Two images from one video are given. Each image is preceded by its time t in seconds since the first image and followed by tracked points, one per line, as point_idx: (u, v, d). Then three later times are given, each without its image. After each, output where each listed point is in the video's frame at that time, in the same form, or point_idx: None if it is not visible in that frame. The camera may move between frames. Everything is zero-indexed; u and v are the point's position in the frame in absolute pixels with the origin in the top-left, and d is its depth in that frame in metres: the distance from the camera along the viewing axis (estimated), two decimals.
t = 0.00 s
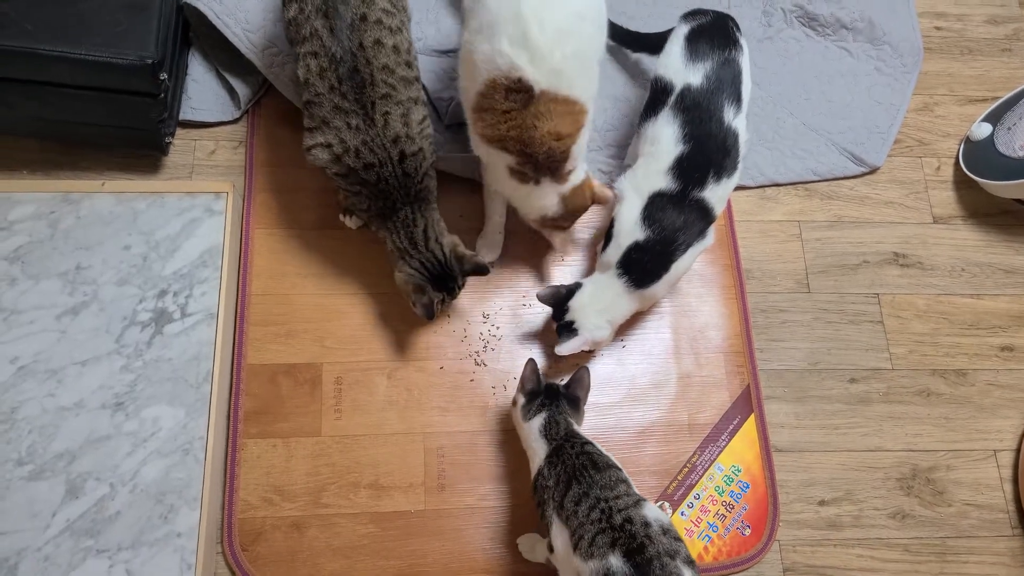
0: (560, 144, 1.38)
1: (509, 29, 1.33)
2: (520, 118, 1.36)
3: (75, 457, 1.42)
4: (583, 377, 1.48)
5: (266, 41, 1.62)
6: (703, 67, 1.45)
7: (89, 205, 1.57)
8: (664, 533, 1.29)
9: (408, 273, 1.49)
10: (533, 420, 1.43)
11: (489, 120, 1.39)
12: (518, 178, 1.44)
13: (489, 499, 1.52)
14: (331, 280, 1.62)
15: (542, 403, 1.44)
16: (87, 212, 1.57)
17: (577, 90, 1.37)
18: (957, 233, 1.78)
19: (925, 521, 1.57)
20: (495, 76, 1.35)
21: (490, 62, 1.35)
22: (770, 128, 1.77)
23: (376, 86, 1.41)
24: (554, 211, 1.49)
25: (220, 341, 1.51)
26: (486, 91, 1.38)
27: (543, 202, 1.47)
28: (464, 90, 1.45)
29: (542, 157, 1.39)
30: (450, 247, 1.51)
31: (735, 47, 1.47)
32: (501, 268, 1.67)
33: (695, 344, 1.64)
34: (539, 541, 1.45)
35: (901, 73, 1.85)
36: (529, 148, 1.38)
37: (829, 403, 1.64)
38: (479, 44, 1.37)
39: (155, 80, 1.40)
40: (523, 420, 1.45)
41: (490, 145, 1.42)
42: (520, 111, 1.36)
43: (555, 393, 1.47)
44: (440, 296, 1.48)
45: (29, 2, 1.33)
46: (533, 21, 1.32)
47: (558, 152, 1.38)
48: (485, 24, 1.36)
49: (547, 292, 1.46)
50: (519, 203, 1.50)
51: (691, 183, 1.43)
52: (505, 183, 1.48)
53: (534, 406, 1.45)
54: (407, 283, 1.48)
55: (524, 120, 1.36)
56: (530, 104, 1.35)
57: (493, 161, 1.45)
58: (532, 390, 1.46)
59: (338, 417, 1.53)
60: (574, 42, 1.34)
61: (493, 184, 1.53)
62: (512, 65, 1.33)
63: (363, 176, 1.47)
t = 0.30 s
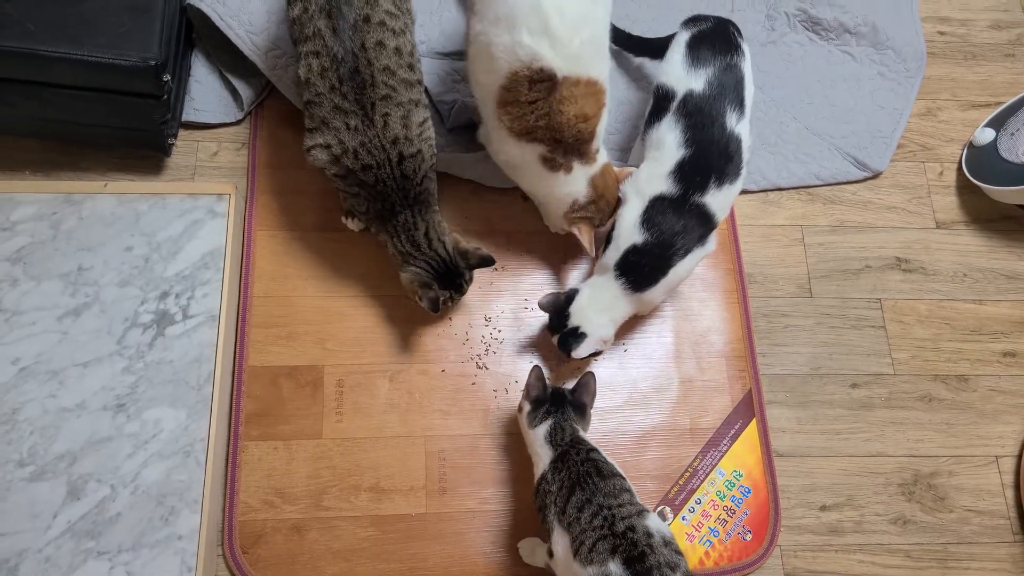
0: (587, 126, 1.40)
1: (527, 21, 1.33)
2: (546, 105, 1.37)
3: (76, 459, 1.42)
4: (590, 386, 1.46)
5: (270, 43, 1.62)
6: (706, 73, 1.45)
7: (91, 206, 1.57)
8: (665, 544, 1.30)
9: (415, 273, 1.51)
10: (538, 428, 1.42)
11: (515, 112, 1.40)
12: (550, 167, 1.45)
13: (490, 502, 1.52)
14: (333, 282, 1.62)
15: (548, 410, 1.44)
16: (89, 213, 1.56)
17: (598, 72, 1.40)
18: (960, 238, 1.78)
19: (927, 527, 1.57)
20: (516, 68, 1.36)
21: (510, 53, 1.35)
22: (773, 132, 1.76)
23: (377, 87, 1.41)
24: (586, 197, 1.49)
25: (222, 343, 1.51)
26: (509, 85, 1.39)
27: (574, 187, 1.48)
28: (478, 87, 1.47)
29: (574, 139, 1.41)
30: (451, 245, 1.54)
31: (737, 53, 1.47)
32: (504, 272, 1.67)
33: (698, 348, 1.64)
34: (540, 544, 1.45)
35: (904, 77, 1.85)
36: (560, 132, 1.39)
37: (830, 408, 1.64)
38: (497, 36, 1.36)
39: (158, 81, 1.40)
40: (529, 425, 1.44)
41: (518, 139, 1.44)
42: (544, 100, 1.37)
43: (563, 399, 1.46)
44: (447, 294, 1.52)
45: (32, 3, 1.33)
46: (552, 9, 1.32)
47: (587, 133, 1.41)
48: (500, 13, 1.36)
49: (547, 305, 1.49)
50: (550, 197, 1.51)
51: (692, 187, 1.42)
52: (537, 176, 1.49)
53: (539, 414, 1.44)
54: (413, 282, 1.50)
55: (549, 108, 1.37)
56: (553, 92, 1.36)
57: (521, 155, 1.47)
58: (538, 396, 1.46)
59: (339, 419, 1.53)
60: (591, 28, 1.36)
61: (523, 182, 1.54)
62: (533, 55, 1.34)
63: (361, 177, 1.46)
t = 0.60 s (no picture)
0: (599, 127, 1.41)
1: (548, 19, 1.36)
2: (563, 99, 1.38)
3: (77, 459, 1.42)
4: (581, 386, 1.47)
5: (270, 44, 1.62)
6: (712, 76, 1.45)
7: (92, 206, 1.57)
8: (666, 545, 1.29)
9: (431, 270, 1.49)
10: (534, 435, 1.43)
11: (529, 106, 1.40)
12: (549, 168, 1.44)
13: (490, 502, 1.51)
14: (334, 282, 1.62)
15: (541, 418, 1.44)
16: (90, 213, 1.57)
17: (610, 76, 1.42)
18: (961, 238, 1.78)
19: (927, 527, 1.57)
20: (535, 64, 1.38)
21: (531, 50, 1.38)
22: (774, 132, 1.76)
23: (379, 86, 1.41)
24: (568, 205, 1.48)
25: (223, 343, 1.51)
26: (526, 81, 1.40)
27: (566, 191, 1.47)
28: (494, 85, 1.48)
29: (581, 140, 1.41)
30: (462, 235, 1.52)
31: (743, 57, 1.47)
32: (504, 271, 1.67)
33: (698, 348, 1.64)
34: (540, 545, 1.45)
35: (905, 78, 1.85)
36: (569, 130, 1.40)
37: (831, 408, 1.64)
38: (518, 36, 1.39)
39: (159, 81, 1.40)
40: (525, 433, 1.45)
41: (527, 131, 1.43)
42: (560, 95, 1.38)
43: (557, 407, 1.45)
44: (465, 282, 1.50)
45: (33, 3, 1.33)
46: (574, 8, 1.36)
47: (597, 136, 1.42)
48: (519, 15, 1.38)
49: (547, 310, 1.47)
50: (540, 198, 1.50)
51: (694, 190, 1.42)
52: (538, 176, 1.47)
53: (533, 422, 1.44)
54: (433, 280, 1.49)
55: (565, 104, 1.38)
56: (570, 88, 1.37)
57: (524, 147, 1.45)
58: (530, 403, 1.46)
59: (340, 419, 1.53)
60: (609, 29, 1.40)
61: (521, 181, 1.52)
62: (554, 51, 1.37)
63: (368, 177, 1.45)
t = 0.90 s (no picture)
0: (586, 131, 1.41)
1: (548, 25, 1.37)
2: (552, 100, 1.39)
3: (78, 457, 1.42)
4: (572, 381, 1.46)
5: (271, 42, 1.62)
6: (709, 74, 1.45)
7: (93, 204, 1.57)
8: (670, 542, 1.29)
9: (435, 270, 1.48)
10: (530, 435, 1.43)
11: (518, 104, 1.41)
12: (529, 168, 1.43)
13: (491, 500, 1.52)
14: (334, 280, 1.62)
15: (535, 417, 1.43)
16: (91, 212, 1.57)
17: (604, 84, 1.43)
18: (961, 236, 1.78)
19: (928, 524, 1.57)
20: (531, 67, 1.39)
21: (529, 54, 1.39)
22: (774, 130, 1.77)
23: (373, 83, 1.42)
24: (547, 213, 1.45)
25: (223, 340, 1.51)
26: (519, 82, 1.41)
27: (545, 196, 1.44)
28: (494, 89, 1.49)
29: (564, 143, 1.41)
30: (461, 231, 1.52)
31: (740, 55, 1.47)
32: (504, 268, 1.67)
33: (699, 346, 1.64)
34: (541, 542, 1.45)
35: (905, 76, 1.85)
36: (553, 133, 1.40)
37: (831, 405, 1.64)
38: (519, 40, 1.40)
39: (160, 80, 1.40)
40: (521, 433, 1.45)
41: (514, 129, 1.43)
42: (550, 96, 1.39)
43: (549, 404, 1.45)
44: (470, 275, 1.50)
45: (35, 2, 1.33)
46: (574, 14, 1.37)
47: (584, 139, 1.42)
48: (522, 19, 1.39)
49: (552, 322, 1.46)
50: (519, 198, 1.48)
51: (695, 189, 1.43)
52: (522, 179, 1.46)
53: (528, 421, 1.44)
54: (438, 277, 1.48)
55: (553, 103, 1.39)
56: (559, 89, 1.39)
57: (508, 143, 1.45)
58: (521, 403, 1.45)
59: (341, 417, 1.53)
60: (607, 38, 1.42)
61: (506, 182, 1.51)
62: (550, 57, 1.38)
63: (361, 173, 1.46)
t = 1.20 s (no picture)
0: (576, 179, 1.42)
1: (534, 78, 1.39)
2: (541, 149, 1.40)
3: (79, 455, 1.42)
4: (565, 385, 1.46)
5: (271, 41, 1.62)
6: (705, 73, 1.45)
7: (93, 203, 1.58)
8: (669, 540, 1.29)
9: (438, 268, 1.48)
10: (525, 440, 1.42)
11: (507, 154, 1.43)
12: (523, 221, 1.42)
13: (493, 497, 1.52)
14: (335, 278, 1.62)
15: (530, 420, 1.43)
16: (91, 211, 1.57)
17: (595, 129, 1.45)
18: (960, 232, 1.79)
19: (929, 519, 1.57)
20: (518, 115, 1.41)
21: (516, 104, 1.41)
22: (773, 127, 1.77)
23: (381, 86, 1.42)
24: (544, 265, 1.45)
25: (224, 338, 1.52)
26: (508, 131, 1.43)
27: (541, 249, 1.44)
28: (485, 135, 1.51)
29: (559, 190, 1.41)
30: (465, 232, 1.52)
31: (735, 53, 1.48)
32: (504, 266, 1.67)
33: (699, 343, 1.64)
34: (543, 539, 1.45)
35: (903, 73, 1.85)
36: (545, 184, 1.40)
37: (832, 401, 1.64)
38: (507, 90, 1.43)
39: (160, 79, 1.40)
40: (514, 438, 1.44)
41: (503, 181, 1.44)
42: (539, 144, 1.40)
43: (542, 404, 1.45)
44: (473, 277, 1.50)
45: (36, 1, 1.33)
46: (559, 68, 1.38)
47: (574, 186, 1.42)
48: (511, 70, 1.42)
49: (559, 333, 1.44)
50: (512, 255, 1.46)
51: (695, 188, 1.43)
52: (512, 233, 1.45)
53: (523, 426, 1.43)
54: (440, 276, 1.47)
55: (542, 151, 1.40)
56: (547, 137, 1.39)
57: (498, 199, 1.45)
58: (515, 407, 1.45)
59: (342, 415, 1.53)
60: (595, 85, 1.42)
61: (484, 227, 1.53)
62: (535, 107, 1.40)
63: (373, 177, 1.46)
